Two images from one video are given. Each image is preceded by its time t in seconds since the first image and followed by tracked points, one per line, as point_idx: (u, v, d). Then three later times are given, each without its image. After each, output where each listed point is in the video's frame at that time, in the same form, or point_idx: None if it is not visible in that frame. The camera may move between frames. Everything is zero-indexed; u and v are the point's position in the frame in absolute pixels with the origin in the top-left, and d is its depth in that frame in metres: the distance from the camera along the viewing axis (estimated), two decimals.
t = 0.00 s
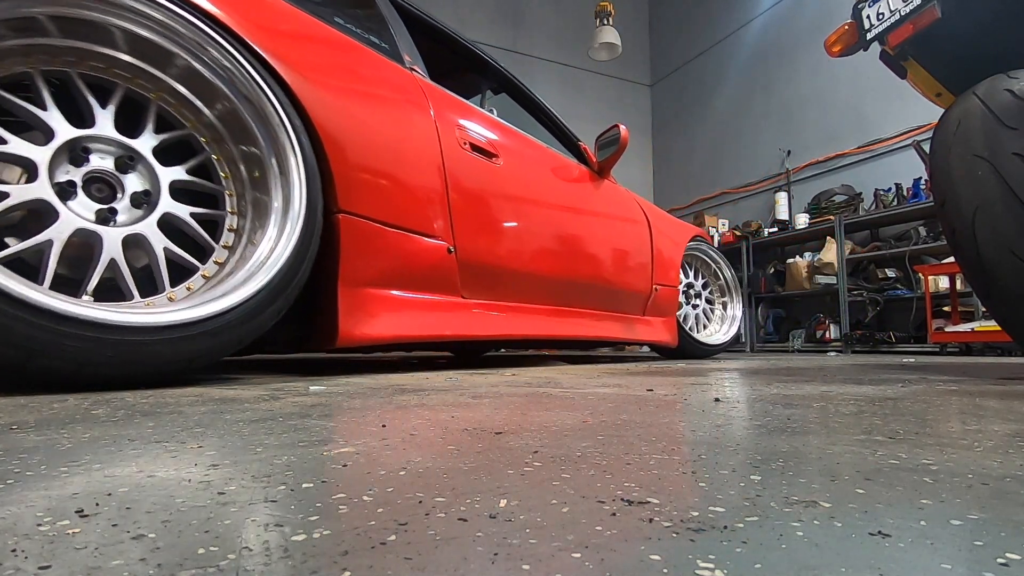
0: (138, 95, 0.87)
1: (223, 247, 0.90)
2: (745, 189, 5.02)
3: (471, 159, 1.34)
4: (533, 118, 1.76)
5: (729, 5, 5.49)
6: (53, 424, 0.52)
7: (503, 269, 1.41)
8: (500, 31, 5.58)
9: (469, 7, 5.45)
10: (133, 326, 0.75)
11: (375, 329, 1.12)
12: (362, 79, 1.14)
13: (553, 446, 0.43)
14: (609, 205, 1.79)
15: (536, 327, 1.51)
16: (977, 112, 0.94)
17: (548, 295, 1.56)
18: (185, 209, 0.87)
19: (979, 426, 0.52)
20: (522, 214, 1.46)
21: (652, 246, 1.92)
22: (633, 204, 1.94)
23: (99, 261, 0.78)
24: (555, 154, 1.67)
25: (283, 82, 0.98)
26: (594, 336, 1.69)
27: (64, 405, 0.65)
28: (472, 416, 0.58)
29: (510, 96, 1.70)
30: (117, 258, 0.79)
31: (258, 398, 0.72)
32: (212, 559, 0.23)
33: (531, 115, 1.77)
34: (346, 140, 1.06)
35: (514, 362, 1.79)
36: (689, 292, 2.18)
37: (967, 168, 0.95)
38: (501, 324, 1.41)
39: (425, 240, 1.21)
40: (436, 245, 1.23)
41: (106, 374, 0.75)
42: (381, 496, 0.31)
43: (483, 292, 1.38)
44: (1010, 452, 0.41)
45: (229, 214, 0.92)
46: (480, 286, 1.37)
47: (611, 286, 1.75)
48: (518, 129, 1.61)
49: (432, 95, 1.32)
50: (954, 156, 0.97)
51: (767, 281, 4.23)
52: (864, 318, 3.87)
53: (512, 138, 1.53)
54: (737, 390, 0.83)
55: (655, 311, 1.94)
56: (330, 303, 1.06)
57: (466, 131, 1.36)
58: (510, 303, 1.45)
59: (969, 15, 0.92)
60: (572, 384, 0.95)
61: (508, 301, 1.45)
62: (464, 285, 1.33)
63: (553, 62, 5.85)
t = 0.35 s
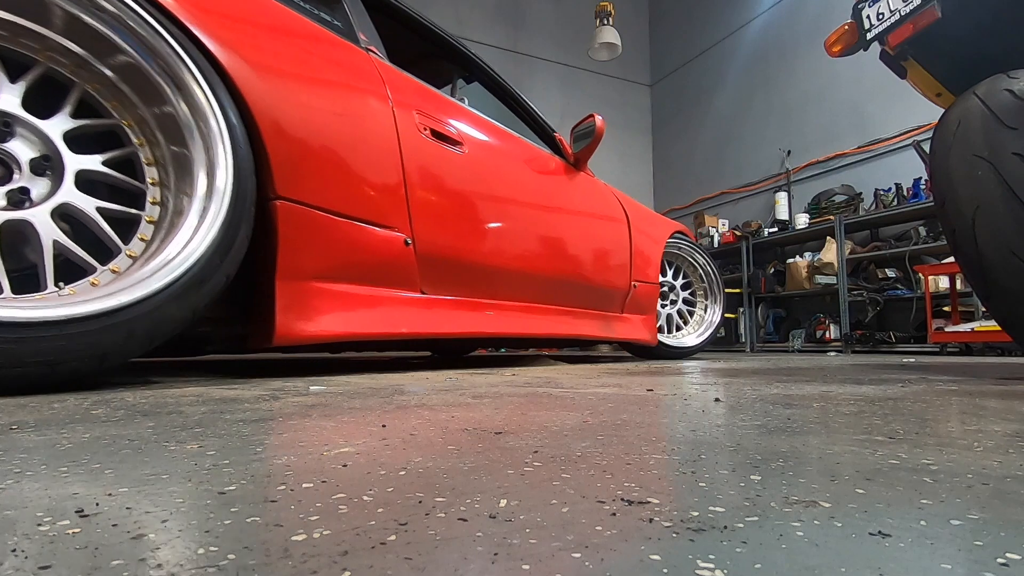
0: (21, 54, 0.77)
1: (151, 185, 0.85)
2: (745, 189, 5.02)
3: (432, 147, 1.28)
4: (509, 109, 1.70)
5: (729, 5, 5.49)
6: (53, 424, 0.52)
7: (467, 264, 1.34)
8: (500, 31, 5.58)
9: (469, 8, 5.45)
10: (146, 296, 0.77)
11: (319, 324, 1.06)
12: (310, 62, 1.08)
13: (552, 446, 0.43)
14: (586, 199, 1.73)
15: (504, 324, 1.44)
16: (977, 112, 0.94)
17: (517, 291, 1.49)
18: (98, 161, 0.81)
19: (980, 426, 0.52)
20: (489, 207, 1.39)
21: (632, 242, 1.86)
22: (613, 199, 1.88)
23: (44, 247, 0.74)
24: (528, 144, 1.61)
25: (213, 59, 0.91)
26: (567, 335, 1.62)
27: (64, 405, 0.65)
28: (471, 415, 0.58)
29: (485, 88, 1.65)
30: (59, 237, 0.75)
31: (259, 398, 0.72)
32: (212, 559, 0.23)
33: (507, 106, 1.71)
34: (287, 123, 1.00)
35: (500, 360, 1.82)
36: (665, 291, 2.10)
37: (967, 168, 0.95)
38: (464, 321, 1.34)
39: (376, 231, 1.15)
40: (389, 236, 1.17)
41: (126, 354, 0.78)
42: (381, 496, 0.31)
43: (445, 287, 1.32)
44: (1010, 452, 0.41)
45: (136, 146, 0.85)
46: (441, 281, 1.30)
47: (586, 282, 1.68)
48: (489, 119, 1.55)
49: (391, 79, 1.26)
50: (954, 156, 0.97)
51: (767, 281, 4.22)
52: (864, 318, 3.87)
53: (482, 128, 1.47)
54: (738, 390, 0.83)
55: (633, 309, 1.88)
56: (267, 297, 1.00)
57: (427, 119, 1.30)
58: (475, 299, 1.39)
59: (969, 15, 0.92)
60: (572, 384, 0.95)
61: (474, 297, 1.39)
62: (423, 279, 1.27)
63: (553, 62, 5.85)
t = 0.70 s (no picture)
0: None
1: (51, 120, 0.77)
2: (745, 189, 5.02)
3: (391, 138, 1.24)
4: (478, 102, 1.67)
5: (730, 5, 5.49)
6: (54, 424, 0.52)
7: (428, 259, 1.31)
8: (499, 32, 5.59)
9: (469, 8, 5.46)
10: (142, 214, 0.79)
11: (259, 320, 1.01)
12: (256, 47, 1.04)
13: (552, 446, 0.43)
14: (556, 194, 1.70)
15: (466, 322, 1.40)
16: (977, 111, 0.94)
17: (481, 287, 1.46)
18: None
19: (980, 426, 0.52)
20: (451, 201, 1.36)
21: (604, 239, 1.82)
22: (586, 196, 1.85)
23: None
24: (495, 138, 1.57)
25: (140, 37, 0.86)
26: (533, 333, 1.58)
27: (63, 405, 0.65)
28: (471, 415, 0.58)
29: (455, 82, 1.62)
30: None
31: (258, 398, 0.72)
32: (212, 558, 0.23)
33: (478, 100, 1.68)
34: (226, 109, 0.95)
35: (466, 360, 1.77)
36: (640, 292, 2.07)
37: (967, 168, 0.95)
38: (421, 319, 1.30)
39: (325, 223, 1.11)
40: (338, 229, 1.13)
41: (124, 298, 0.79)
42: (381, 496, 0.31)
43: (403, 282, 1.28)
44: (1010, 452, 0.41)
45: (12, 77, 0.74)
46: (399, 277, 1.27)
47: (555, 279, 1.65)
48: (456, 111, 1.51)
49: (348, 67, 1.22)
50: (954, 155, 0.97)
51: (767, 281, 4.22)
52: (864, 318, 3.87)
53: (447, 120, 1.44)
54: (738, 390, 0.83)
55: (604, 306, 1.85)
56: (199, 291, 0.95)
57: (386, 108, 1.25)
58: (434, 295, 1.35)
59: (970, 15, 0.92)
60: (571, 383, 0.95)
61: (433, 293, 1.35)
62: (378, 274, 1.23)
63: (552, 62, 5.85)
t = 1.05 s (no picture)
0: None
1: None
2: (745, 190, 5.02)
3: (342, 128, 1.18)
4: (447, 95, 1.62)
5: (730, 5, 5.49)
6: (54, 424, 0.52)
7: (381, 255, 1.25)
8: (499, 32, 5.60)
9: (468, 10, 5.47)
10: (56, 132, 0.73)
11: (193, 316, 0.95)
12: (194, 26, 0.97)
13: (552, 446, 0.43)
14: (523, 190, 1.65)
15: (424, 321, 1.35)
16: (977, 112, 0.94)
17: (442, 285, 1.41)
18: None
19: (980, 426, 0.52)
20: (409, 195, 1.30)
21: (573, 237, 1.78)
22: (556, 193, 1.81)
23: None
24: (458, 131, 1.52)
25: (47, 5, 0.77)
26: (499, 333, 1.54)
27: (63, 405, 0.65)
28: (470, 415, 0.58)
29: (423, 75, 1.56)
30: None
31: (258, 398, 0.72)
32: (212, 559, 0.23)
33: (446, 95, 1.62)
34: (156, 90, 0.88)
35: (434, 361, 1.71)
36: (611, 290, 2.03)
37: (968, 169, 0.95)
38: (373, 317, 1.25)
39: (266, 215, 1.05)
40: (282, 221, 1.07)
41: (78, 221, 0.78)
42: (381, 496, 0.31)
43: (353, 279, 1.22)
44: (1010, 451, 0.41)
45: None
46: (349, 273, 1.21)
47: (520, 278, 1.60)
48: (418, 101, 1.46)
49: (296, 50, 1.15)
50: (954, 156, 0.97)
51: (768, 281, 4.22)
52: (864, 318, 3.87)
53: (408, 110, 1.38)
54: (738, 390, 0.83)
55: (573, 305, 1.81)
56: (115, 286, 0.87)
57: (338, 96, 1.19)
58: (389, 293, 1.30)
59: (969, 15, 0.92)
60: (570, 383, 0.95)
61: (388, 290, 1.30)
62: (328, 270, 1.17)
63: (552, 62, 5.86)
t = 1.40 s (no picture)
0: None
1: None
2: (745, 190, 5.02)
3: (293, 117, 1.15)
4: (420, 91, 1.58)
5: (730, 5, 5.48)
6: (54, 424, 0.52)
7: (335, 249, 1.21)
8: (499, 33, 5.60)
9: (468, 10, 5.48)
10: None
11: (123, 309, 0.90)
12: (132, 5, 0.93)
13: (552, 446, 0.43)
14: (491, 186, 1.61)
15: (382, 318, 1.31)
16: (977, 112, 0.94)
17: (401, 281, 1.36)
18: None
19: (979, 426, 0.52)
20: (366, 187, 1.26)
21: (543, 236, 1.75)
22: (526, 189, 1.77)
23: None
24: (423, 123, 1.48)
25: None
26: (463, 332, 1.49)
27: (63, 404, 0.65)
28: (471, 415, 0.58)
29: (398, 72, 1.54)
30: None
31: (257, 398, 0.72)
32: (212, 558, 0.23)
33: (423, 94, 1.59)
34: (80, 71, 0.84)
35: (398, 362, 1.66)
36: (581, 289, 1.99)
37: (967, 168, 0.95)
38: (326, 313, 1.21)
39: (208, 206, 1.01)
40: (222, 212, 1.03)
41: None
42: (380, 496, 0.31)
43: (304, 274, 1.18)
44: (1010, 452, 0.41)
45: None
46: (299, 268, 1.17)
47: (486, 275, 1.56)
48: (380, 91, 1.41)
49: (245, 35, 1.11)
50: (954, 155, 0.97)
51: (768, 281, 4.22)
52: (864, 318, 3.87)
53: (368, 100, 1.34)
54: (738, 390, 0.83)
55: (542, 304, 1.77)
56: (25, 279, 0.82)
57: (290, 83, 1.16)
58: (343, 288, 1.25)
59: (969, 15, 0.92)
60: (568, 384, 0.95)
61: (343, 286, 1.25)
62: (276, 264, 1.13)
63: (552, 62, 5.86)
